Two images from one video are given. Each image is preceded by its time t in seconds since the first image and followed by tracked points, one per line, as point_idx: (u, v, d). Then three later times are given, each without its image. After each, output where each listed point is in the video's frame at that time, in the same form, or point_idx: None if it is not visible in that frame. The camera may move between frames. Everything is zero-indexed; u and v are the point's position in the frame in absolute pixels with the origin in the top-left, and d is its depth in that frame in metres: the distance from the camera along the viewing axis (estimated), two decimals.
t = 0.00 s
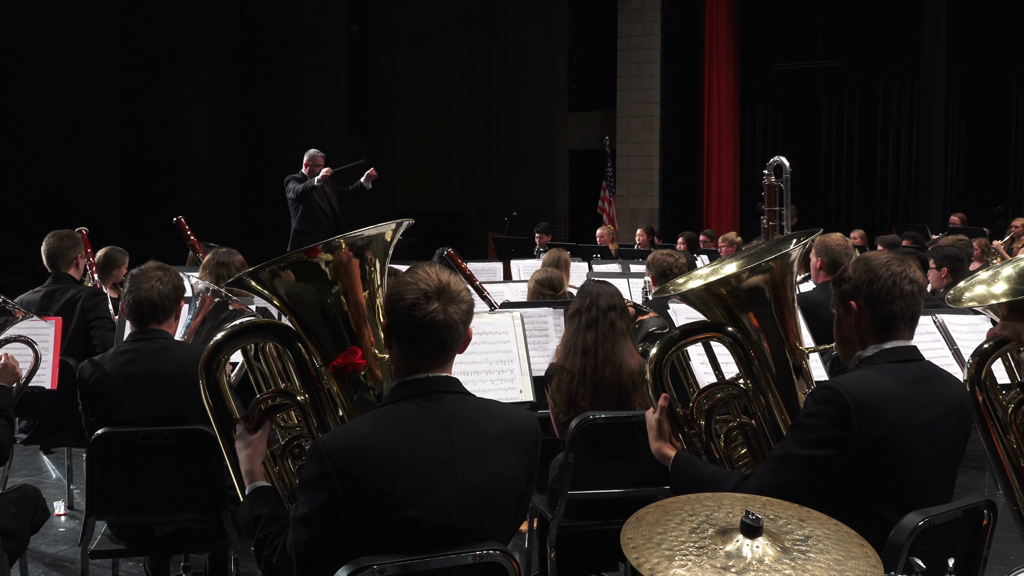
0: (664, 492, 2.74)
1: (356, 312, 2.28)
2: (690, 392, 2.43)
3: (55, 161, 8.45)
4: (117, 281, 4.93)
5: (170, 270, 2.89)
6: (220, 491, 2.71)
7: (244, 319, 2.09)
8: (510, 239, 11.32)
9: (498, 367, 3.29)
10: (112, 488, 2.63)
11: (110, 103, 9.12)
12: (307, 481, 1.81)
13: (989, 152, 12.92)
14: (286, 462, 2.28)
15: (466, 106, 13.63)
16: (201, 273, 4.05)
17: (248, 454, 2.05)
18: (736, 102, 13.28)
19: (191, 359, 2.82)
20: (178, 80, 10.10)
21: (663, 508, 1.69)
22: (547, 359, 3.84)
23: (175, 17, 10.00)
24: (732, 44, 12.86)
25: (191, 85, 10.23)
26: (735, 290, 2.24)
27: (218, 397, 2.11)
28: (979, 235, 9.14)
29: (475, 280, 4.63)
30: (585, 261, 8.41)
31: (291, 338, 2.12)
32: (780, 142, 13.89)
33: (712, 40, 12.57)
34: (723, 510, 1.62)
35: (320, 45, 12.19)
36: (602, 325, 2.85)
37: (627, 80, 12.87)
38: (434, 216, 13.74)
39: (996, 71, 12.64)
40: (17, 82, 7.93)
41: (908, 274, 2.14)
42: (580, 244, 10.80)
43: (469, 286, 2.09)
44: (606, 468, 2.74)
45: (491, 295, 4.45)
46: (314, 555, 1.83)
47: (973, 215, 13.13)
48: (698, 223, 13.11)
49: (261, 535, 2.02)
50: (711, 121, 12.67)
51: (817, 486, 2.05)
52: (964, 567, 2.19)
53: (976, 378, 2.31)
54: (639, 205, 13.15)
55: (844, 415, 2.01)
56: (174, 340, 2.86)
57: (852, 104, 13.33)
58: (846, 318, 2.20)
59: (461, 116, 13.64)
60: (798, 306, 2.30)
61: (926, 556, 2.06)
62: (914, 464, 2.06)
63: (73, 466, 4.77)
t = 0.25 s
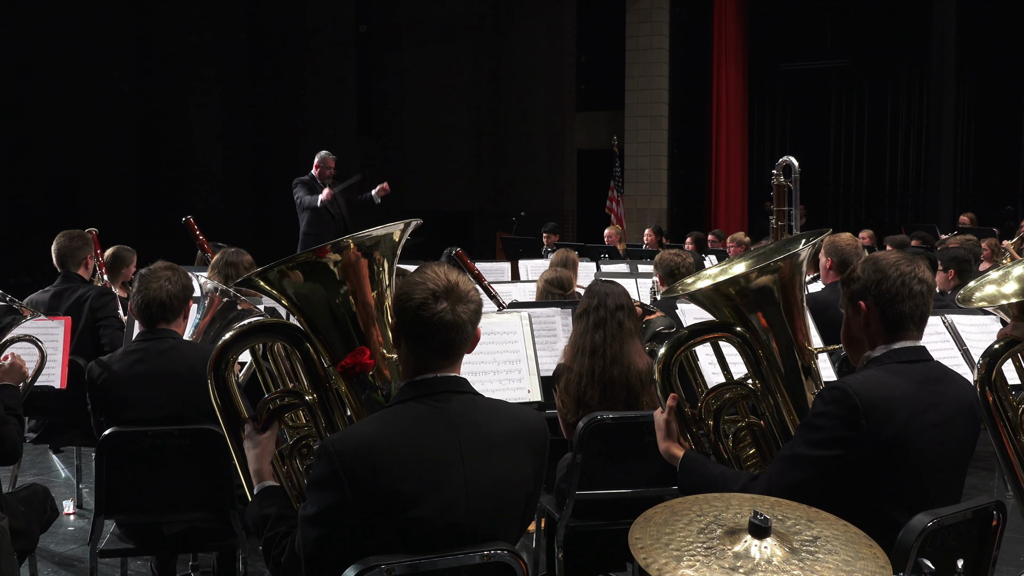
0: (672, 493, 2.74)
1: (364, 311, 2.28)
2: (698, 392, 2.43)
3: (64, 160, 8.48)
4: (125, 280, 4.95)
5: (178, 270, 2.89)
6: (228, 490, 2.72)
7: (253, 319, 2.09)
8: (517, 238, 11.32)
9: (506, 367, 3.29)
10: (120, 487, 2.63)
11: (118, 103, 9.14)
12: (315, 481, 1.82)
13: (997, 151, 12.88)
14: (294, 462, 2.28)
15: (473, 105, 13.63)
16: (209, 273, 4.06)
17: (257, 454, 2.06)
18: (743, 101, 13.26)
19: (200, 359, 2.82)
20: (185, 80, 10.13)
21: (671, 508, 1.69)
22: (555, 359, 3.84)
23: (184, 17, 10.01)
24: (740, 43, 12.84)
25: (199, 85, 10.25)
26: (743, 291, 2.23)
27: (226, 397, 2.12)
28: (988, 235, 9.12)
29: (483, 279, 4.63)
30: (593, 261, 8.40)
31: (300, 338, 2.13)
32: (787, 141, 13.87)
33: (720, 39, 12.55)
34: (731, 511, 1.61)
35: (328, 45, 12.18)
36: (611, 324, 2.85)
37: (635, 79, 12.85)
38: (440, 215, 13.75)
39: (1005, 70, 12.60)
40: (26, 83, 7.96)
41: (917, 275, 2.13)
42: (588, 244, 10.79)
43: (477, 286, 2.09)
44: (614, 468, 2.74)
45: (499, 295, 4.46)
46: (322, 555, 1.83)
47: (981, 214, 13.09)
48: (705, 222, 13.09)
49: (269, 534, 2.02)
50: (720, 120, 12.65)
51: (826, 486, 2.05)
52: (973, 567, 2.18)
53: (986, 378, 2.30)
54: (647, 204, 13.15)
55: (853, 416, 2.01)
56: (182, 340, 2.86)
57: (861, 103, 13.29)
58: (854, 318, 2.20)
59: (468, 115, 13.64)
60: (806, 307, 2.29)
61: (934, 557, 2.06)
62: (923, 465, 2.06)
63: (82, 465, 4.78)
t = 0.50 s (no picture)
0: (677, 493, 2.74)
1: (370, 311, 2.28)
2: (704, 392, 2.43)
3: (71, 160, 8.49)
4: (131, 280, 4.96)
5: (184, 270, 2.90)
6: (234, 491, 2.72)
7: (259, 318, 2.09)
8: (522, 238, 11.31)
9: (511, 367, 3.29)
10: (126, 486, 2.64)
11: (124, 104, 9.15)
12: (320, 480, 1.82)
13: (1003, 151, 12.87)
14: (300, 462, 2.29)
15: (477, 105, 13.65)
16: (215, 273, 4.07)
17: (263, 454, 2.06)
18: (748, 101, 13.25)
19: (206, 358, 2.83)
20: (190, 80, 10.13)
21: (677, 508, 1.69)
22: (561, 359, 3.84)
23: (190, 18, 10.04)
24: (745, 42, 12.84)
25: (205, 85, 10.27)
26: (749, 291, 2.23)
27: (232, 396, 2.12)
28: (995, 236, 9.11)
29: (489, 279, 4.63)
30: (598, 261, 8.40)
31: (305, 337, 2.13)
32: (791, 141, 13.86)
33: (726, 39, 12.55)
34: (737, 511, 1.61)
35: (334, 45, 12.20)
36: (616, 324, 2.85)
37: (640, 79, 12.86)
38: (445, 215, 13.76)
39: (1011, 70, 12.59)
40: (33, 83, 7.97)
41: (924, 275, 2.13)
42: (593, 244, 10.79)
43: (482, 286, 2.08)
44: (619, 468, 2.74)
45: (504, 296, 4.46)
46: (328, 555, 1.84)
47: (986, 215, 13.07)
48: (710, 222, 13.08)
49: (275, 533, 2.02)
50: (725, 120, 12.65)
51: (832, 487, 2.05)
52: (979, 568, 2.18)
53: (992, 379, 2.30)
54: (652, 204, 13.14)
55: (859, 416, 2.01)
56: (188, 340, 2.87)
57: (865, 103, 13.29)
58: (860, 318, 2.20)
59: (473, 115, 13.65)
60: (812, 307, 2.29)
61: (940, 557, 2.05)
62: (929, 465, 2.06)
63: (88, 465, 4.80)
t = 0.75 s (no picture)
0: (686, 493, 2.73)
1: (378, 311, 2.28)
2: (712, 392, 2.43)
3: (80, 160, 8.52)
4: (140, 280, 4.98)
5: (193, 269, 2.91)
6: (243, 490, 2.73)
7: (267, 318, 2.09)
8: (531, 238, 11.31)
9: (520, 366, 3.29)
10: (136, 485, 2.65)
11: (133, 104, 9.17)
12: (329, 479, 1.82)
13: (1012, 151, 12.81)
14: (308, 461, 2.29)
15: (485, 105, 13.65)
16: (223, 272, 4.08)
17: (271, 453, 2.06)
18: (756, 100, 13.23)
19: (215, 358, 2.84)
20: (200, 81, 10.16)
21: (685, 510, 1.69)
22: (569, 359, 3.84)
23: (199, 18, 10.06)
24: (753, 41, 12.81)
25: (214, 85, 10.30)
26: (758, 291, 2.23)
27: (241, 396, 2.12)
28: (1005, 236, 9.07)
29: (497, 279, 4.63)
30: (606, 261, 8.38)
31: (313, 337, 2.13)
32: (799, 141, 13.82)
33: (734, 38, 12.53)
34: (745, 512, 1.61)
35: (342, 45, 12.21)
36: (625, 324, 2.85)
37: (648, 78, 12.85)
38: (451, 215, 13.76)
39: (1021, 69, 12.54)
40: (42, 84, 8.00)
41: (934, 276, 2.13)
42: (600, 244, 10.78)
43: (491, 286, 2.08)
44: (627, 468, 2.74)
45: (512, 295, 4.46)
46: (337, 554, 1.84)
47: (995, 214, 13.02)
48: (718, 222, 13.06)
49: (283, 533, 2.02)
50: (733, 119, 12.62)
51: (841, 487, 2.04)
52: (989, 568, 2.17)
53: (1002, 379, 2.29)
54: (660, 204, 13.13)
55: (868, 417, 2.00)
56: (197, 340, 2.88)
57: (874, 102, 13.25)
58: (869, 318, 2.19)
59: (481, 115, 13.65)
60: (821, 307, 2.28)
61: (950, 558, 2.05)
62: (938, 466, 2.05)
63: (97, 464, 4.81)
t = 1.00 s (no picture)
0: (695, 494, 2.73)
1: (388, 311, 2.28)
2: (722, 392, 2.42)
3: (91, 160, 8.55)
4: (151, 279, 5.00)
5: (203, 270, 2.92)
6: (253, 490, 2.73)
7: (277, 318, 2.10)
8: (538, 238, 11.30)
9: (530, 366, 3.29)
10: (147, 485, 2.66)
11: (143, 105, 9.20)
12: (339, 479, 1.82)
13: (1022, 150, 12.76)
14: (318, 461, 2.29)
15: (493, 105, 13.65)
16: (233, 272, 4.10)
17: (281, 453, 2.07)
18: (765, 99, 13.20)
19: (225, 358, 2.85)
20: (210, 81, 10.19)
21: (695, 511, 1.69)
22: (578, 358, 3.84)
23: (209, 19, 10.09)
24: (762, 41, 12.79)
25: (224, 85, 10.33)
26: (768, 290, 2.22)
27: (251, 395, 2.13)
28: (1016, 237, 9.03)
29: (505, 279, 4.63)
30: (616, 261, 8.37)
31: (323, 336, 2.14)
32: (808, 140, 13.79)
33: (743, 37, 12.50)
34: (755, 512, 1.61)
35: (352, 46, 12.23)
36: (635, 325, 2.85)
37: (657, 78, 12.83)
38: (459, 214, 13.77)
39: None
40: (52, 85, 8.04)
41: (946, 276, 2.12)
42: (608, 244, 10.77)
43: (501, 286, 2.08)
44: (636, 468, 2.74)
45: (522, 296, 4.46)
46: (347, 554, 1.84)
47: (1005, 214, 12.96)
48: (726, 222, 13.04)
49: (294, 532, 2.02)
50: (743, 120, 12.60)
51: (851, 487, 2.04)
52: (1001, 569, 2.16)
53: (1014, 380, 2.28)
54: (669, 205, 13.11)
55: (878, 418, 2.00)
56: (207, 339, 2.89)
57: (883, 101, 13.20)
58: (880, 318, 2.19)
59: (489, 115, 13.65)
60: (832, 307, 2.28)
61: (961, 559, 2.04)
62: (948, 467, 2.04)
63: (108, 464, 4.83)
